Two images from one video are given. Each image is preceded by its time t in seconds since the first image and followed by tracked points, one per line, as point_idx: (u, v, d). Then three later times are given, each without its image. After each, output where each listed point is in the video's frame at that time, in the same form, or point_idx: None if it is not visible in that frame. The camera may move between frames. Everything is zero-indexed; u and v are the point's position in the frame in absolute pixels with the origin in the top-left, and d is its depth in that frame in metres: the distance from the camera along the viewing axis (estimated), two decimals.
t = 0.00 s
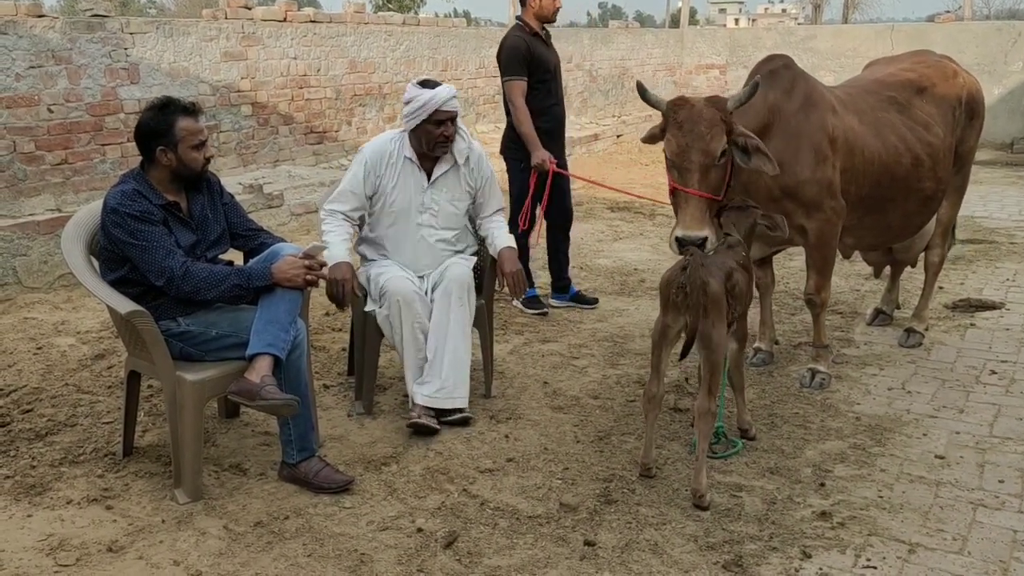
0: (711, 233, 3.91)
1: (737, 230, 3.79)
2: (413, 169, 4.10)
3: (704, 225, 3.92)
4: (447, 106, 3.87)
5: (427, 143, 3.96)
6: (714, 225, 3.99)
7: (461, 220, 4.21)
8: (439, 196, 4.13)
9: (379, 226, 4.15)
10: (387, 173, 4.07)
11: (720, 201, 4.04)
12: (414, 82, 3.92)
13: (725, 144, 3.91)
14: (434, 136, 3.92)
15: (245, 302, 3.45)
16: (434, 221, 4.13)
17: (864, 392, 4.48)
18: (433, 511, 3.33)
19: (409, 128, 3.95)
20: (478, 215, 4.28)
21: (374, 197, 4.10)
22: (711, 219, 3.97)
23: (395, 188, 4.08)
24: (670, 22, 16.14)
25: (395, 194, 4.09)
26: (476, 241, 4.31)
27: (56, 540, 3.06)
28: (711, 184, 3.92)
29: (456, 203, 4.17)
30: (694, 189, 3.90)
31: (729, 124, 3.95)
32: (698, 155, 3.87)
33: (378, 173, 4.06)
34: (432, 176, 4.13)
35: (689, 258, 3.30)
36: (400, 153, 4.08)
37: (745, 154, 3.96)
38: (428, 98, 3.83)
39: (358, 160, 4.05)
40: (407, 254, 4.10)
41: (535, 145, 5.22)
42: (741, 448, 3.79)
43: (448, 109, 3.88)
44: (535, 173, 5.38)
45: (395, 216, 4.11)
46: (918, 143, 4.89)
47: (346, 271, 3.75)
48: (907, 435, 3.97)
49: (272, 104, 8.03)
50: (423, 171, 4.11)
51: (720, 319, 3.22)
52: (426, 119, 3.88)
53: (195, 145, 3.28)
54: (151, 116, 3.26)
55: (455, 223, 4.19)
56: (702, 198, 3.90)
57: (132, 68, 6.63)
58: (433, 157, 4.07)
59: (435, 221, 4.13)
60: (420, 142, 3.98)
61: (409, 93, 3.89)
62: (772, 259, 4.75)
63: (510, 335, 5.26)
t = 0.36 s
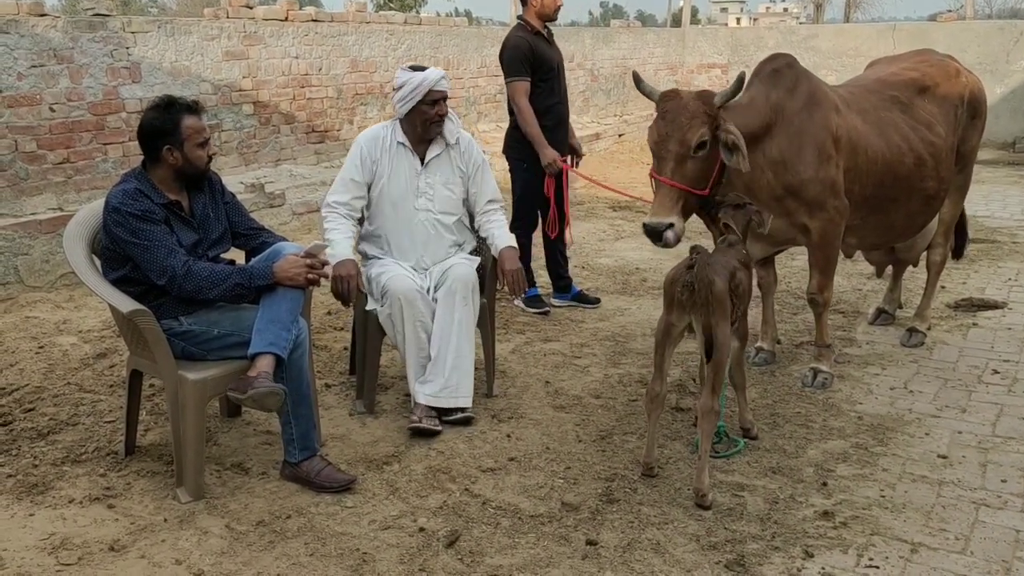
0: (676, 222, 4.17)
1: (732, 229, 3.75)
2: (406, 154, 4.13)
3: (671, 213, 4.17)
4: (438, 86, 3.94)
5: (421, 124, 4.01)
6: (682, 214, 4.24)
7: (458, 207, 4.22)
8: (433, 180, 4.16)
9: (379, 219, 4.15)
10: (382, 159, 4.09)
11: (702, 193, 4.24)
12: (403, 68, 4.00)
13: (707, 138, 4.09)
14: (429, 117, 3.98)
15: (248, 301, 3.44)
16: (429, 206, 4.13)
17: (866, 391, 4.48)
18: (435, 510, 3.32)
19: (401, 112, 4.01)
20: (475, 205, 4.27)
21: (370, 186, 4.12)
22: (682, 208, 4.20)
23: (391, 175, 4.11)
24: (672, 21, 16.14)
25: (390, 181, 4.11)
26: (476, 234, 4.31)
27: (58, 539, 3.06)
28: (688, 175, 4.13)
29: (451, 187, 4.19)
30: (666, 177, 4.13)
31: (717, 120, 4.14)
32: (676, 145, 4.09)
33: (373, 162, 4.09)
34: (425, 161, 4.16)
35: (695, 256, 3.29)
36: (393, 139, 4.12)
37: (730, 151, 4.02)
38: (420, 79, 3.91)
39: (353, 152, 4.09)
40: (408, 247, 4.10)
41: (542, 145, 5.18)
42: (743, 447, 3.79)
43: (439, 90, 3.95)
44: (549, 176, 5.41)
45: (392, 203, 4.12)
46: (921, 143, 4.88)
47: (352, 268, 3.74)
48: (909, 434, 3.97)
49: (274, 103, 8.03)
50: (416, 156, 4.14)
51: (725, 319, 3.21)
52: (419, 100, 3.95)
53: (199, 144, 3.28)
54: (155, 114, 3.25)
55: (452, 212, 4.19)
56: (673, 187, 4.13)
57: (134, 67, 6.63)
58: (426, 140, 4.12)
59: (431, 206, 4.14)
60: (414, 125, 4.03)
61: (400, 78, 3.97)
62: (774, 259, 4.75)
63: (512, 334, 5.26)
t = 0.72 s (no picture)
0: (649, 215, 4.28)
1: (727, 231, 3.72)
2: (404, 146, 4.15)
3: (647, 207, 4.29)
4: (435, 77, 3.98)
5: (419, 115, 4.04)
6: (662, 209, 4.33)
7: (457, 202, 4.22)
8: (430, 170, 4.16)
9: (378, 213, 4.16)
10: (381, 151, 4.12)
11: (686, 189, 4.30)
12: (403, 60, 4.04)
13: (686, 134, 4.17)
14: (427, 107, 4.02)
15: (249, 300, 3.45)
16: (429, 196, 4.14)
17: (867, 390, 4.48)
18: (436, 509, 3.32)
19: (400, 104, 4.03)
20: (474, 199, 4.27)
21: (369, 179, 4.14)
22: (661, 203, 4.30)
23: (390, 166, 4.13)
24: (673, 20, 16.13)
25: (389, 173, 4.12)
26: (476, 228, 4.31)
27: (60, 538, 3.06)
28: (666, 170, 4.22)
29: (449, 178, 4.20)
30: (643, 171, 4.26)
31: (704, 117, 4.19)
32: (654, 139, 4.20)
33: (371, 155, 4.11)
34: (423, 151, 4.18)
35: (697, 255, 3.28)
36: (391, 131, 4.14)
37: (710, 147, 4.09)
38: (417, 70, 3.94)
39: (352, 146, 4.11)
40: (408, 242, 4.10)
41: (543, 148, 5.21)
42: (745, 446, 3.79)
43: (436, 81, 3.99)
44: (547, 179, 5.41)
45: (391, 196, 4.13)
46: (924, 142, 4.87)
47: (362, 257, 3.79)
48: (911, 433, 3.96)
49: (275, 102, 8.03)
50: (414, 148, 4.16)
51: (727, 318, 3.20)
52: (417, 91, 3.97)
53: (200, 143, 3.28)
54: (157, 112, 3.26)
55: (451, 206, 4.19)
56: (649, 181, 4.24)
57: (135, 66, 6.63)
58: (424, 132, 4.14)
59: (429, 196, 4.14)
60: (412, 116, 4.05)
61: (398, 70, 3.99)
62: (776, 258, 4.75)
63: (514, 334, 5.26)
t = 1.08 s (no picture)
0: (628, 206, 4.32)
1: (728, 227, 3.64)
2: (404, 144, 4.15)
3: (626, 197, 4.33)
4: (437, 78, 3.99)
5: (421, 114, 4.04)
6: (644, 201, 4.36)
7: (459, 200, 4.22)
8: (430, 167, 4.16)
9: (378, 211, 4.16)
10: (379, 148, 4.13)
11: (669, 182, 4.32)
12: (403, 58, 4.04)
13: (669, 127, 4.21)
14: (430, 106, 4.03)
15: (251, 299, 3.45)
16: (429, 194, 4.14)
17: (869, 390, 4.47)
18: (438, 508, 3.33)
19: (400, 103, 4.03)
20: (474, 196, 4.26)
21: (369, 177, 4.14)
22: (642, 194, 4.33)
23: (388, 163, 4.13)
24: (675, 19, 16.13)
25: (389, 170, 4.12)
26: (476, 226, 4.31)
27: (62, 537, 3.07)
28: (648, 161, 4.25)
29: (449, 176, 4.20)
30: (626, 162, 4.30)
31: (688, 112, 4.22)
32: (637, 130, 4.25)
33: (370, 154, 4.12)
34: (422, 149, 4.18)
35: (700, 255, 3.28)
36: (391, 129, 4.15)
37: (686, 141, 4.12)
38: (420, 69, 3.94)
39: (352, 145, 4.12)
40: (409, 240, 4.10)
41: (540, 146, 5.20)
42: (746, 445, 3.79)
43: (438, 81, 4.00)
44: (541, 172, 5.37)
45: (392, 194, 4.13)
46: (926, 142, 4.87)
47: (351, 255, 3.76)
48: (913, 433, 3.96)
49: (277, 101, 8.04)
50: (413, 145, 4.16)
51: (731, 316, 3.20)
52: (420, 90, 3.98)
53: (202, 143, 3.28)
54: (159, 111, 3.26)
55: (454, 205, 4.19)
56: (630, 172, 4.29)
57: (137, 65, 6.64)
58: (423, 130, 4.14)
59: (429, 194, 4.14)
60: (413, 115, 4.05)
61: (400, 68, 3.99)
62: (777, 258, 4.76)
63: (515, 333, 5.26)
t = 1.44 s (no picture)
0: (613, 202, 4.44)
1: (726, 227, 3.55)
2: (406, 143, 4.15)
3: (612, 193, 4.45)
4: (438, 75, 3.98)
5: (422, 112, 4.04)
6: (631, 198, 4.47)
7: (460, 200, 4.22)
8: (432, 167, 4.16)
9: (380, 211, 4.16)
10: (381, 147, 4.12)
11: (655, 181, 4.42)
12: (405, 57, 4.03)
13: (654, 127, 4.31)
14: (431, 105, 4.02)
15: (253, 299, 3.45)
16: (430, 193, 4.14)
17: (871, 389, 4.47)
18: (440, 507, 3.33)
19: (402, 102, 4.03)
20: (476, 195, 4.26)
21: (372, 176, 4.14)
22: (628, 191, 4.45)
23: (390, 162, 4.12)
24: (677, 18, 16.13)
25: (391, 169, 4.12)
26: (478, 226, 4.32)
27: (64, 536, 3.07)
28: (634, 160, 4.37)
29: (451, 175, 4.20)
30: (615, 160, 4.43)
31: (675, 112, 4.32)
32: (625, 129, 4.38)
33: (372, 153, 4.11)
34: (424, 147, 4.18)
35: (703, 254, 3.28)
36: (393, 128, 4.15)
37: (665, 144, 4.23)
38: (420, 67, 3.94)
39: (354, 144, 4.11)
40: (410, 239, 4.11)
41: (550, 132, 5.22)
42: (748, 444, 3.79)
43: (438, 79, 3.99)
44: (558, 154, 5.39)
45: (394, 194, 4.13)
46: (930, 141, 4.87)
47: (356, 257, 3.77)
48: (915, 432, 3.96)
49: (279, 100, 8.04)
50: (415, 144, 4.16)
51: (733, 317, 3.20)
52: (421, 88, 3.99)
53: (205, 142, 3.28)
54: (162, 110, 3.26)
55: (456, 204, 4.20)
56: (618, 169, 4.41)
57: (140, 64, 6.64)
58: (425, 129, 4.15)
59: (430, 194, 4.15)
60: (415, 114, 4.05)
61: (401, 67, 3.99)
62: (779, 257, 4.76)
63: (517, 332, 5.26)
